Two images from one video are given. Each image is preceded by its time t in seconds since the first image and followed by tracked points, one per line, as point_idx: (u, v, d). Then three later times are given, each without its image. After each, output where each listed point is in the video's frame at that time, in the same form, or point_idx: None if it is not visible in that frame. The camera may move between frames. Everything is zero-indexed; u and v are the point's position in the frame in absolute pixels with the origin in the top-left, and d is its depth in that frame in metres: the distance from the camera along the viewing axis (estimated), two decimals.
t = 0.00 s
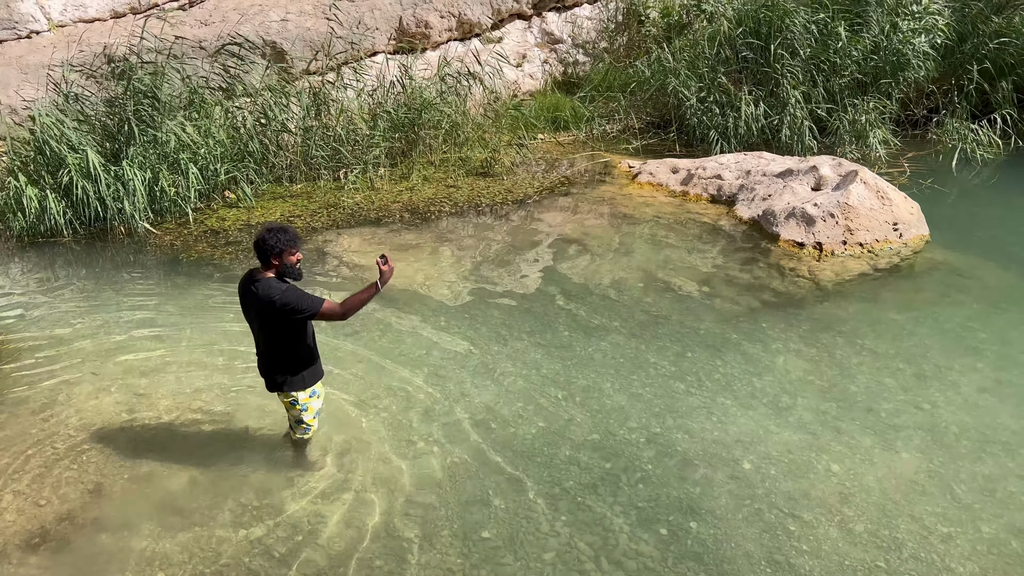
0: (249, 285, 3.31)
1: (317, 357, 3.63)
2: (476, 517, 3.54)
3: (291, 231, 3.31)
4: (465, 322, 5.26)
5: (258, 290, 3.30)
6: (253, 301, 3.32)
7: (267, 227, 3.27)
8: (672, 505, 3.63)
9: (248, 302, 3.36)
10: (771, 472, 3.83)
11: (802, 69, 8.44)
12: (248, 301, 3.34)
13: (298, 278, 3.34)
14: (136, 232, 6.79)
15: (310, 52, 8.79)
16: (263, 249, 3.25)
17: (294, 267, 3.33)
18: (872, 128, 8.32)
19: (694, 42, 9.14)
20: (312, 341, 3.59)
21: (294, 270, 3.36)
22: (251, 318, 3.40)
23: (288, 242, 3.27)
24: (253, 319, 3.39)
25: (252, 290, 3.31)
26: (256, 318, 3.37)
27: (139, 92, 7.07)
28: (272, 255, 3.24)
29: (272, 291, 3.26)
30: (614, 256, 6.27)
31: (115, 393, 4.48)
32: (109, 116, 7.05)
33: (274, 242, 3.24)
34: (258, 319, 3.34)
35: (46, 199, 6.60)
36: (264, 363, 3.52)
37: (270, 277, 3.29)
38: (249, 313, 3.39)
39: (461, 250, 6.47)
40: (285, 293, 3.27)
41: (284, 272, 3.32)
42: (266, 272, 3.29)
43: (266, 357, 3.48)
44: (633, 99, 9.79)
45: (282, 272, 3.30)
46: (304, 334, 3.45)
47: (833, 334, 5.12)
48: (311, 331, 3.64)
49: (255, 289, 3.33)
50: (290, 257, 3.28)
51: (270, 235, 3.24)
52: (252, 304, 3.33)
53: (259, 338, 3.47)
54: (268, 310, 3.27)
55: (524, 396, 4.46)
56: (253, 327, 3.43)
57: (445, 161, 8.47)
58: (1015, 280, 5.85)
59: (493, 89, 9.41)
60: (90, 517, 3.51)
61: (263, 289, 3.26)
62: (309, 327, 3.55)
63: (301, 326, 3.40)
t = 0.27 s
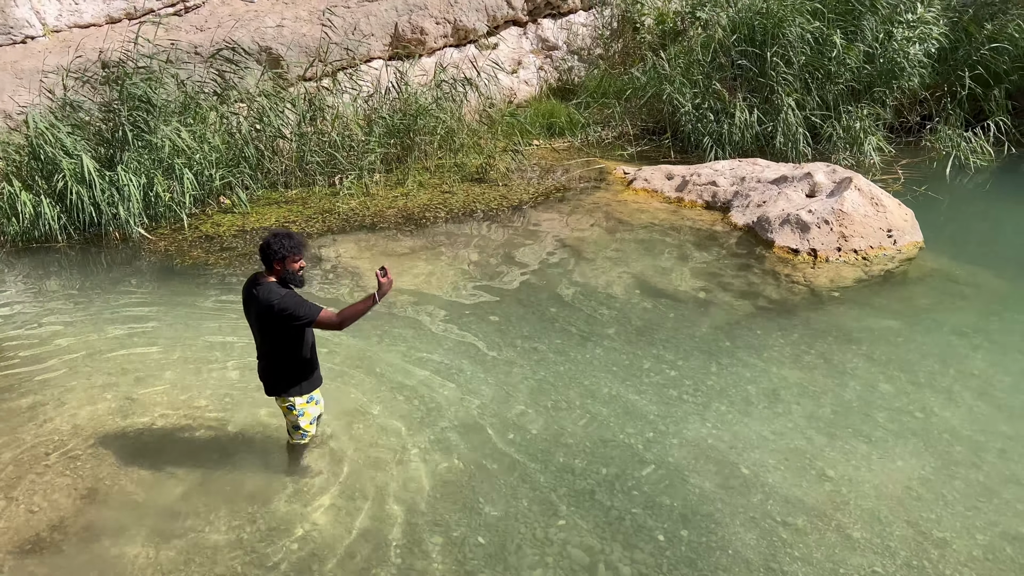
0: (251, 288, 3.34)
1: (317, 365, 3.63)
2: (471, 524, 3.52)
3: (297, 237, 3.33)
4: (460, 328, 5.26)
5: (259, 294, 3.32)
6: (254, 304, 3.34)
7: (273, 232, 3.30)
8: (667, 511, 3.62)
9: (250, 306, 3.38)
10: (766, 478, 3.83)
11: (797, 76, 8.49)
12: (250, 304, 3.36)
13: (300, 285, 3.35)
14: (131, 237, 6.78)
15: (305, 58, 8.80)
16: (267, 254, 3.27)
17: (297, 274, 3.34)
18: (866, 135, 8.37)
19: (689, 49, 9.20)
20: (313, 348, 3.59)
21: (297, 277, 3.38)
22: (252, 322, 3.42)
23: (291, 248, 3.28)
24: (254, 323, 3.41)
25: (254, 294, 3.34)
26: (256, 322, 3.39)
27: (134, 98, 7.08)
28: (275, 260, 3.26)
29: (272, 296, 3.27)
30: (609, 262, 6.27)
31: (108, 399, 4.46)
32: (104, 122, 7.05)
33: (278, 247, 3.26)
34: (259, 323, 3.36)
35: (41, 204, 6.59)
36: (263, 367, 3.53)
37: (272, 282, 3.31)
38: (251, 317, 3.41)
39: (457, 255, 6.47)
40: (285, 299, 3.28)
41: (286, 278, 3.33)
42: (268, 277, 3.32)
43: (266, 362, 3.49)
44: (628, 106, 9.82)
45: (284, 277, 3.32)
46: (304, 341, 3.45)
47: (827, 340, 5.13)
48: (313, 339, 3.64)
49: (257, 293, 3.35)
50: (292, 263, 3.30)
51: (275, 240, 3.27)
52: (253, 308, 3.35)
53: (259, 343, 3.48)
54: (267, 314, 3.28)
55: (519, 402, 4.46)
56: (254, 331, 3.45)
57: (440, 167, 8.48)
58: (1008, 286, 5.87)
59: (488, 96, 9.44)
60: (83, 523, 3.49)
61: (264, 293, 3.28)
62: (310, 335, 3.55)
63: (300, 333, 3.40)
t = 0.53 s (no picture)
0: (256, 290, 3.38)
1: (321, 371, 3.62)
2: (469, 528, 3.52)
3: (303, 242, 3.35)
4: (459, 332, 5.26)
5: (263, 295, 3.36)
6: (257, 305, 3.38)
7: (280, 235, 3.33)
8: (665, 516, 3.62)
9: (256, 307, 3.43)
10: (764, 484, 3.83)
11: (795, 82, 8.52)
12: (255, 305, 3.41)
13: (302, 289, 3.35)
14: (130, 242, 6.78)
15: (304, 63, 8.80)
16: (271, 256, 3.31)
17: (301, 278, 3.36)
18: (864, 141, 8.39)
19: (687, 55, 9.23)
20: (317, 354, 3.59)
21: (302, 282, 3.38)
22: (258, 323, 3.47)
23: (295, 252, 3.31)
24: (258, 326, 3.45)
25: (258, 296, 3.38)
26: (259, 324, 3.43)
27: (133, 102, 7.08)
28: (278, 262, 3.30)
29: (272, 298, 3.30)
30: (608, 267, 6.28)
31: (107, 403, 4.45)
32: (103, 126, 7.05)
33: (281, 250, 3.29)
34: (261, 324, 3.39)
35: (39, 208, 6.58)
36: (267, 370, 3.55)
37: (275, 284, 3.34)
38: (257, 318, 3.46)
39: (456, 260, 6.47)
40: (286, 301, 3.29)
41: (290, 281, 3.35)
42: (272, 279, 3.35)
43: (269, 364, 3.52)
44: (626, 111, 9.84)
45: (287, 280, 3.34)
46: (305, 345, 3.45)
47: (825, 346, 5.14)
48: (321, 346, 3.63)
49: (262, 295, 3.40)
50: (295, 267, 3.31)
51: (279, 243, 3.30)
52: (257, 309, 3.40)
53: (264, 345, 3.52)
54: (266, 316, 3.31)
55: (517, 406, 4.45)
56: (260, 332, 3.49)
57: (439, 172, 8.49)
58: (1006, 292, 5.88)
59: (487, 101, 9.46)
60: (79, 528, 3.47)
61: (266, 295, 3.31)
62: (314, 341, 3.54)
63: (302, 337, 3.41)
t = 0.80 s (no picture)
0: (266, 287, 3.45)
1: (327, 372, 3.63)
2: (469, 533, 3.51)
3: (308, 242, 3.37)
4: (459, 337, 5.25)
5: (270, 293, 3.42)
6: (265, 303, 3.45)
7: (288, 235, 3.38)
8: (665, 521, 3.61)
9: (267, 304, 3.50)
10: (763, 489, 3.82)
11: (795, 87, 8.54)
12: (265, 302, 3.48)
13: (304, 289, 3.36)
14: (130, 245, 6.78)
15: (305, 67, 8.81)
16: (277, 255, 3.35)
17: (305, 278, 3.38)
18: (864, 146, 8.40)
19: (688, 60, 9.25)
20: (322, 356, 3.60)
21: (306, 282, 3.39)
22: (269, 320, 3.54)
23: (297, 253, 3.31)
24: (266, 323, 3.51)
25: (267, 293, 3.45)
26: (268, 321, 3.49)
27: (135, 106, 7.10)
28: (282, 262, 3.32)
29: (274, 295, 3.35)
30: (608, 272, 6.28)
31: (106, 407, 4.44)
32: (105, 130, 7.06)
33: (283, 249, 3.32)
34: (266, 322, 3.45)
35: (40, 211, 6.59)
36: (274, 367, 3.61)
37: (280, 283, 3.39)
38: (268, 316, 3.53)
39: (456, 264, 6.47)
40: (288, 299, 3.35)
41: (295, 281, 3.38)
42: (278, 278, 3.40)
43: (275, 362, 3.57)
44: (627, 116, 9.84)
45: (290, 280, 3.36)
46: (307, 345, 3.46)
47: (826, 351, 5.13)
48: (328, 348, 3.61)
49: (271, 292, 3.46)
50: (298, 267, 3.33)
51: (284, 242, 3.34)
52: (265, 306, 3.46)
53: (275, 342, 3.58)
54: (268, 313, 3.37)
55: (517, 411, 4.45)
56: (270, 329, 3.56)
57: (439, 176, 8.49)
58: (1006, 298, 5.88)
59: (487, 106, 9.47)
60: (79, 532, 3.46)
61: (270, 293, 3.37)
62: (319, 343, 3.53)
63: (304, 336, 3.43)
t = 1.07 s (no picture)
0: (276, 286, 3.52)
1: (333, 373, 3.62)
2: (470, 537, 3.50)
3: (316, 242, 3.40)
4: (461, 340, 5.25)
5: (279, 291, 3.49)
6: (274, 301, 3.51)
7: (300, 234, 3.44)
8: (667, 525, 3.60)
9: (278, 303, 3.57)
10: (766, 493, 3.81)
11: (797, 91, 8.54)
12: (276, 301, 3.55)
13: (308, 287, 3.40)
14: (132, 248, 6.79)
15: (307, 71, 8.81)
16: (285, 253, 3.41)
17: (311, 277, 3.42)
18: (865, 150, 8.40)
19: (689, 64, 9.28)
20: (328, 357, 3.60)
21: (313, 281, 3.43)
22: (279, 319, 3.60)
23: (303, 252, 3.35)
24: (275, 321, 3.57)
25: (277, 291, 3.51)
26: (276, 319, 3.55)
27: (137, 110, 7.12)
28: (288, 259, 3.37)
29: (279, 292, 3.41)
30: (610, 275, 6.28)
31: (108, 409, 4.44)
32: (107, 133, 7.08)
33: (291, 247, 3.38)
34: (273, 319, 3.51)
35: (43, 214, 6.61)
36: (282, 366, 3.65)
37: (287, 281, 3.44)
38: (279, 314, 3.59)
39: (458, 267, 6.48)
40: (292, 296, 3.39)
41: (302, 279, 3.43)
42: (286, 276, 3.45)
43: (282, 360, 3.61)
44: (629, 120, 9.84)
45: (297, 278, 3.41)
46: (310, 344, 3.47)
47: (828, 354, 5.12)
48: (334, 350, 3.61)
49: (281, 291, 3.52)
50: (303, 266, 3.37)
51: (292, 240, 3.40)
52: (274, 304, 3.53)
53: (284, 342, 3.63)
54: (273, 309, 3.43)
55: (519, 414, 4.44)
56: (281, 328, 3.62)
57: (441, 179, 8.49)
58: (1008, 301, 5.87)
59: (489, 109, 9.48)
60: (80, 534, 3.46)
61: (277, 289, 3.43)
62: (323, 343, 3.53)
63: (306, 335, 3.44)
